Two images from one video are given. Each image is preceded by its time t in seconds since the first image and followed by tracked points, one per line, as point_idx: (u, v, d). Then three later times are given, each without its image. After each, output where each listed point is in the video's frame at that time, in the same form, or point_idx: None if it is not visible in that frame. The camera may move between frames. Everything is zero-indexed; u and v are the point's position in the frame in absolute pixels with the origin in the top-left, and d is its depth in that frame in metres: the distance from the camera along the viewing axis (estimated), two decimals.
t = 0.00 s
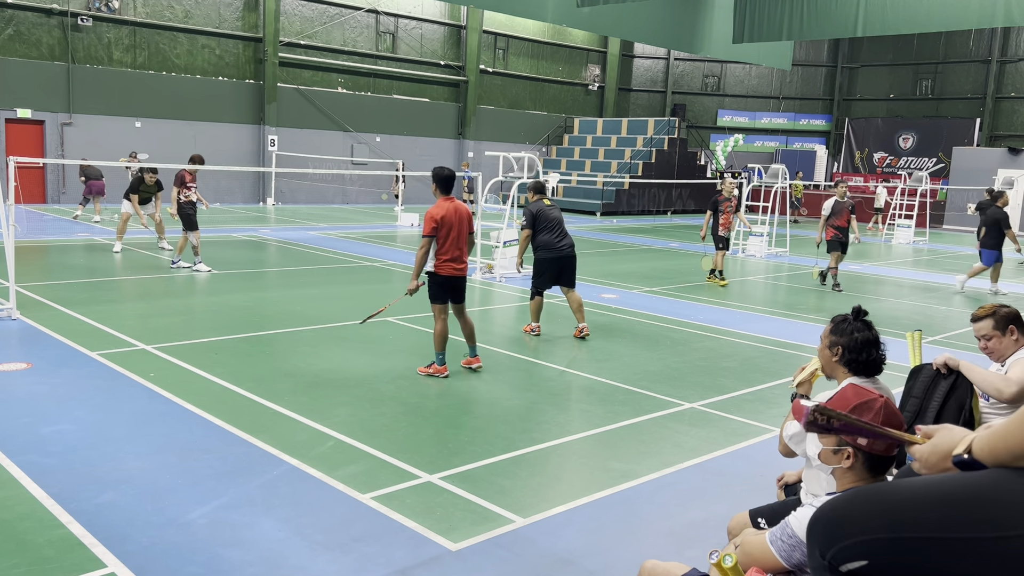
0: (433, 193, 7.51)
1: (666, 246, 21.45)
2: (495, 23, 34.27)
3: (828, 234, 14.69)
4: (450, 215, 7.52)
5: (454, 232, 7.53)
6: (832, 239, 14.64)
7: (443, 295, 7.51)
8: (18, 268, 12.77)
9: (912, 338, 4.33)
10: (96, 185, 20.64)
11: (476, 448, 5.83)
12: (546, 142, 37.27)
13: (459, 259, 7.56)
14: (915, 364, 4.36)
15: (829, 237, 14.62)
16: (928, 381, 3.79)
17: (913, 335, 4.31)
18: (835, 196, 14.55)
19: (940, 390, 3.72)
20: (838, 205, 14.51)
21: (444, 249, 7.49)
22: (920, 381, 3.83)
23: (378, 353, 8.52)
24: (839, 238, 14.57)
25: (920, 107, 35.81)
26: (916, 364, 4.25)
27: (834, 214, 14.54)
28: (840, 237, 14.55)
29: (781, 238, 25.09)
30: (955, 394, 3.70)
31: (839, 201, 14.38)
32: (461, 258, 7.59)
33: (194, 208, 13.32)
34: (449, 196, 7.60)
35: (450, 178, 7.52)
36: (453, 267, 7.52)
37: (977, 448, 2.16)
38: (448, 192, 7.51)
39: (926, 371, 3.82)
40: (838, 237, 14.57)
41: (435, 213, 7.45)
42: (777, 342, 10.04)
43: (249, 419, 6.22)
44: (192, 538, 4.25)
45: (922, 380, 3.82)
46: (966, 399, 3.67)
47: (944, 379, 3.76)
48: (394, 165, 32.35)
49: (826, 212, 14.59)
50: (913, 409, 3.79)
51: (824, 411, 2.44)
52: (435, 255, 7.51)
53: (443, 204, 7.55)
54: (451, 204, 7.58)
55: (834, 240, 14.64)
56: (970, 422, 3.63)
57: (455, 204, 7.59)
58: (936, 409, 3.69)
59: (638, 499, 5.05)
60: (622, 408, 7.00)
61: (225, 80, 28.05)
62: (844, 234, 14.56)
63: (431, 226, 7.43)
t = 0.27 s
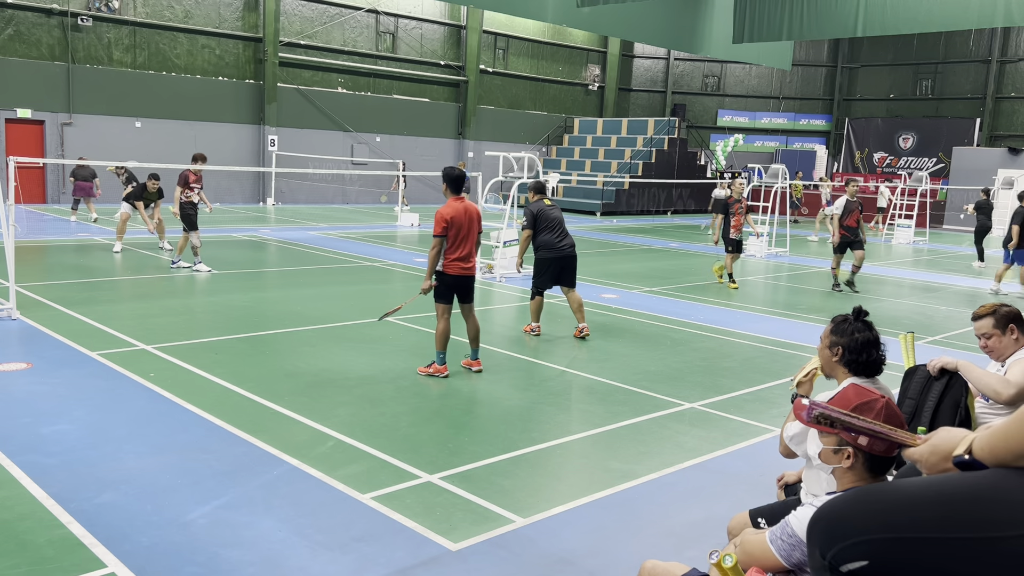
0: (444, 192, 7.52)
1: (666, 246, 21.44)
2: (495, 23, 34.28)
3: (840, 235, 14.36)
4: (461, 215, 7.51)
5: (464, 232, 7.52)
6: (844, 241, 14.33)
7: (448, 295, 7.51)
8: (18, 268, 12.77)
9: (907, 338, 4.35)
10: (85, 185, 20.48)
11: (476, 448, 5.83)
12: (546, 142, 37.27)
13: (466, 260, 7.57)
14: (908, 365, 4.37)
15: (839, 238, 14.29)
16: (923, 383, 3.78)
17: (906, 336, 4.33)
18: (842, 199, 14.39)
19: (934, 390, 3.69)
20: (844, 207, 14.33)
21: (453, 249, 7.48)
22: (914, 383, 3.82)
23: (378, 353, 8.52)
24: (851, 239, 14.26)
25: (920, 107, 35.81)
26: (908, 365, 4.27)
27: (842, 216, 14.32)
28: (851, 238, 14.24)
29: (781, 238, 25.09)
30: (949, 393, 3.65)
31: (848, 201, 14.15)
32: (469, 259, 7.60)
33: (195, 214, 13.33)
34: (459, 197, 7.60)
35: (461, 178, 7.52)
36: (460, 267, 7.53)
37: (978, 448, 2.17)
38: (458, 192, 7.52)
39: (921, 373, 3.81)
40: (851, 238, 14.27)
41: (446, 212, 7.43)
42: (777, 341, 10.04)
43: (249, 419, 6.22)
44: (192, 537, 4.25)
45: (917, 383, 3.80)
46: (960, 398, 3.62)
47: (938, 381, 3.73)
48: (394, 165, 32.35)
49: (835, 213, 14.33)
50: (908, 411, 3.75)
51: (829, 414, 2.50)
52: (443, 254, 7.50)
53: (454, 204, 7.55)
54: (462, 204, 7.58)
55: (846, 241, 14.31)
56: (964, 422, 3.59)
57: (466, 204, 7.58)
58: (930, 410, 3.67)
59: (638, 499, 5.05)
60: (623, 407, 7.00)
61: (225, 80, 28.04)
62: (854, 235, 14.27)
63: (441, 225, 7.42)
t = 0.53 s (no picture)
0: (452, 192, 7.56)
1: (666, 246, 21.44)
2: (495, 23, 34.28)
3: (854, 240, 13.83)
4: (467, 215, 7.52)
5: (469, 232, 7.52)
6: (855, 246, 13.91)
7: (451, 295, 7.50)
8: (18, 268, 12.76)
9: (901, 339, 4.35)
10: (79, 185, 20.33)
11: (476, 448, 5.83)
12: (546, 142, 37.28)
13: (471, 260, 7.56)
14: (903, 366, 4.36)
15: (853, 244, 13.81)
16: (919, 385, 3.75)
17: (901, 336, 4.33)
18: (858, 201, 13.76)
19: (932, 393, 3.67)
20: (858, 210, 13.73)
21: (457, 248, 7.48)
22: (910, 385, 3.79)
23: (378, 353, 8.52)
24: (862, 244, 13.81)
25: (920, 107, 35.81)
26: (905, 366, 4.24)
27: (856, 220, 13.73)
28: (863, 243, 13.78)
29: (781, 238, 25.09)
30: (946, 395, 3.65)
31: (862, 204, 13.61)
32: (473, 260, 7.58)
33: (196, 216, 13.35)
34: (467, 197, 7.62)
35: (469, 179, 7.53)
36: (464, 267, 7.52)
37: (979, 447, 2.16)
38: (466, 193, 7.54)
39: (917, 374, 3.78)
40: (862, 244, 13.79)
41: (452, 212, 7.46)
42: (777, 342, 10.04)
43: (248, 419, 6.21)
44: (192, 538, 4.25)
45: (913, 383, 3.78)
46: (958, 399, 3.63)
47: (935, 383, 3.71)
48: (394, 165, 32.36)
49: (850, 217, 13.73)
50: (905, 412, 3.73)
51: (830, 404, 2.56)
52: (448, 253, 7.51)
53: (461, 204, 7.56)
54: (469, 204, 7.59)
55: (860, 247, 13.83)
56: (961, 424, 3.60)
57: (473, 205, 7.59)
58: (929, 411, 3.65)
59: (638, 499, 5.05)
60: (623, 408, 7.00)
61: (225, 80, 28.04)
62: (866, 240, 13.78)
63: (447, 224, 7.44)
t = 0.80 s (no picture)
0: (452, 192, 7.56)
1: (666, 246, 21.44)
2: (495, 23, 34.28)
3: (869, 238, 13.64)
4: (467, 216, 7.53)
5: (469, 232, 7.52)
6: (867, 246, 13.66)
7: (451, 295, 7.50)
8: (18, 268, 12.76)
9: (896, 339, 4.34)
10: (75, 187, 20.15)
11: (476, 448, 5.83)
12: (546, 142, 37.28)
13: (471, 260, 7.56)
14: (900, 367, 4.35)
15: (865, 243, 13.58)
16: (916, 385, 3.75)
17: (896, 336, 4.32)
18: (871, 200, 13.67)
19: (930, 394, 3.67)
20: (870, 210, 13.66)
21: (457, 248, 7.49)
22: (908, 385, 3.79)
23: (378, 353, 8.53)
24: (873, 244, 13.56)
25: (920, 107, 35.82)
26: (901, 367, 4.24)
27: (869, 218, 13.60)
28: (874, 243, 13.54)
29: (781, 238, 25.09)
30: (945, 397, 3.65)
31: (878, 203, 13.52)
32: (474, 259, 7.58)
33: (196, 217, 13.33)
34: (468, 197, 7.63)
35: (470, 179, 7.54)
36: (464, 267, 7.51)
37: (978, 447, 2.16)
38: (466, 192, 7.54)
39: (914, 374, 3.78)
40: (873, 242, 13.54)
41: (452, 211, 7.47)
42: (777, 341, 10.04)
43: (248, 419, 6.21)
44: (192, 538, 4.25)
45: (911, 384, 3.78)
46: (956, 400, 3.62)
47: (933, 384, 3.71)
48: (394, 165, 32.37)
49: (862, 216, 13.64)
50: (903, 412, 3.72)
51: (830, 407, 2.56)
52: (448, 253, 7.52)
53: (461, 204, 7.58)
54: (469, 204, 7.60)
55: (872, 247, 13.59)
56: (959, 425, 3.57)
57: (473, 205, 7.60)
58: (928, 411, 3.64)
59: (638, 499, 5.05)
60: (623, 408, 7.00)
61: (225, 80, 28.04)
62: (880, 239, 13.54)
63: (446, 224, 7.46)
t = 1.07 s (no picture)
0: (451, 192, 7.54)
1: (666, 246, 21.44)
2: (495, 23, 34.28)
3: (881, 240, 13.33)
4: (466, 216, 7.51)
5: (468, 232, 7.52)
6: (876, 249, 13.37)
7: (450, 295, 7.51)
8: (18, 268, 12.76)
9: (901, 339, 4.33)
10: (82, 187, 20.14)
11: (476, 447, 5.83)
12: (546, 142, 37.29)
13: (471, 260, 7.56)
14: (903, 365, 4.34)
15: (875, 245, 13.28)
16: (919, 384, 3.75)
17: (901, 336, 4.31)
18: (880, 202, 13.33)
19: (933, 393, 3.67)
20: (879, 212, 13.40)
21: (456, 248, 7.49)
22: (910, 384, 3.79)
23: (378, 353, 8.53)
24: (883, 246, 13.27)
25: (920, 107, 35.81)
26: (904, 365, 4.23)
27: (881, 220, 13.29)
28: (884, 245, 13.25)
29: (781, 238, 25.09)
30: (948, 395, 3.65)
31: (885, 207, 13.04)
32: (473, 259, 7.58)
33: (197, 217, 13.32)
34: (467, 197, 7.61)
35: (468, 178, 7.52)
36: (463, 267, 7.53)
37: (978, 448, 2.16)
38: (465, 192, 7.52)
39: (918, 372, 3.79)
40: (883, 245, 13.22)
41: (450, 212, 7.46)
42: (776, 341, 10.03)
43: (248, 419, 6.22)
44: (192, 538, 4.25)
45: (914, 383, 3.78)
46: (960, 399, 3.63)
47: (936, 381, 3.71)
48: (394, 165, 32.38)
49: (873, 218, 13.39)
50: (905, 411, 3.73)
51: (827, 410, 2.55)
52: (448, 253, 7.52)
53: (460, 204, 7.56)
54: (468, 203, 7.58)
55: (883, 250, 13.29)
56: (963, 424, 3.59)
57: (471, 204, 7.58)
58: (930, 411, 3.65)
59: (638, 499, 5.05)
60: (623, 408, 6.99)
61: (225, 80, 28.05)
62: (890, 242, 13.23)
63: (446, 224, 7.45)
